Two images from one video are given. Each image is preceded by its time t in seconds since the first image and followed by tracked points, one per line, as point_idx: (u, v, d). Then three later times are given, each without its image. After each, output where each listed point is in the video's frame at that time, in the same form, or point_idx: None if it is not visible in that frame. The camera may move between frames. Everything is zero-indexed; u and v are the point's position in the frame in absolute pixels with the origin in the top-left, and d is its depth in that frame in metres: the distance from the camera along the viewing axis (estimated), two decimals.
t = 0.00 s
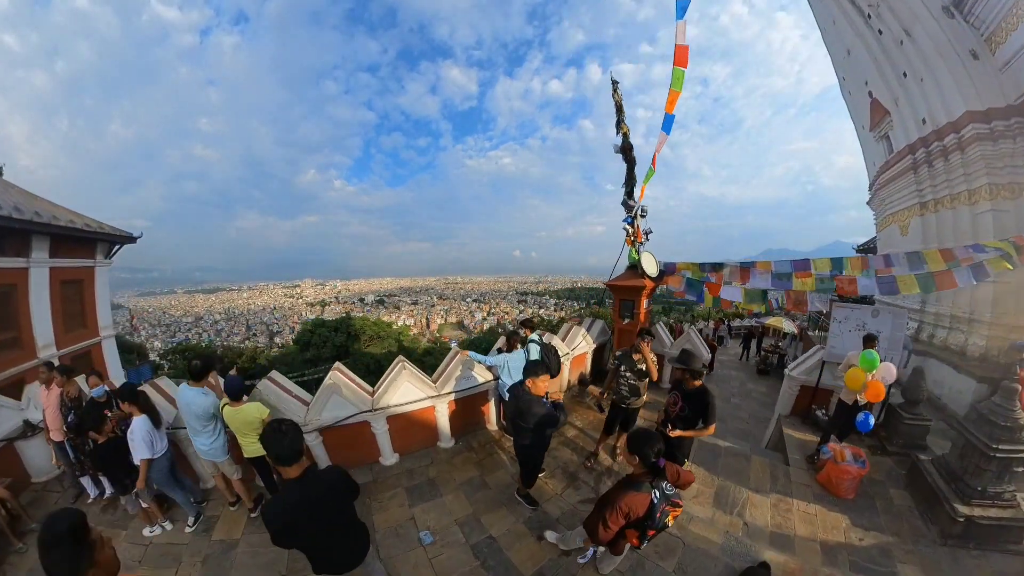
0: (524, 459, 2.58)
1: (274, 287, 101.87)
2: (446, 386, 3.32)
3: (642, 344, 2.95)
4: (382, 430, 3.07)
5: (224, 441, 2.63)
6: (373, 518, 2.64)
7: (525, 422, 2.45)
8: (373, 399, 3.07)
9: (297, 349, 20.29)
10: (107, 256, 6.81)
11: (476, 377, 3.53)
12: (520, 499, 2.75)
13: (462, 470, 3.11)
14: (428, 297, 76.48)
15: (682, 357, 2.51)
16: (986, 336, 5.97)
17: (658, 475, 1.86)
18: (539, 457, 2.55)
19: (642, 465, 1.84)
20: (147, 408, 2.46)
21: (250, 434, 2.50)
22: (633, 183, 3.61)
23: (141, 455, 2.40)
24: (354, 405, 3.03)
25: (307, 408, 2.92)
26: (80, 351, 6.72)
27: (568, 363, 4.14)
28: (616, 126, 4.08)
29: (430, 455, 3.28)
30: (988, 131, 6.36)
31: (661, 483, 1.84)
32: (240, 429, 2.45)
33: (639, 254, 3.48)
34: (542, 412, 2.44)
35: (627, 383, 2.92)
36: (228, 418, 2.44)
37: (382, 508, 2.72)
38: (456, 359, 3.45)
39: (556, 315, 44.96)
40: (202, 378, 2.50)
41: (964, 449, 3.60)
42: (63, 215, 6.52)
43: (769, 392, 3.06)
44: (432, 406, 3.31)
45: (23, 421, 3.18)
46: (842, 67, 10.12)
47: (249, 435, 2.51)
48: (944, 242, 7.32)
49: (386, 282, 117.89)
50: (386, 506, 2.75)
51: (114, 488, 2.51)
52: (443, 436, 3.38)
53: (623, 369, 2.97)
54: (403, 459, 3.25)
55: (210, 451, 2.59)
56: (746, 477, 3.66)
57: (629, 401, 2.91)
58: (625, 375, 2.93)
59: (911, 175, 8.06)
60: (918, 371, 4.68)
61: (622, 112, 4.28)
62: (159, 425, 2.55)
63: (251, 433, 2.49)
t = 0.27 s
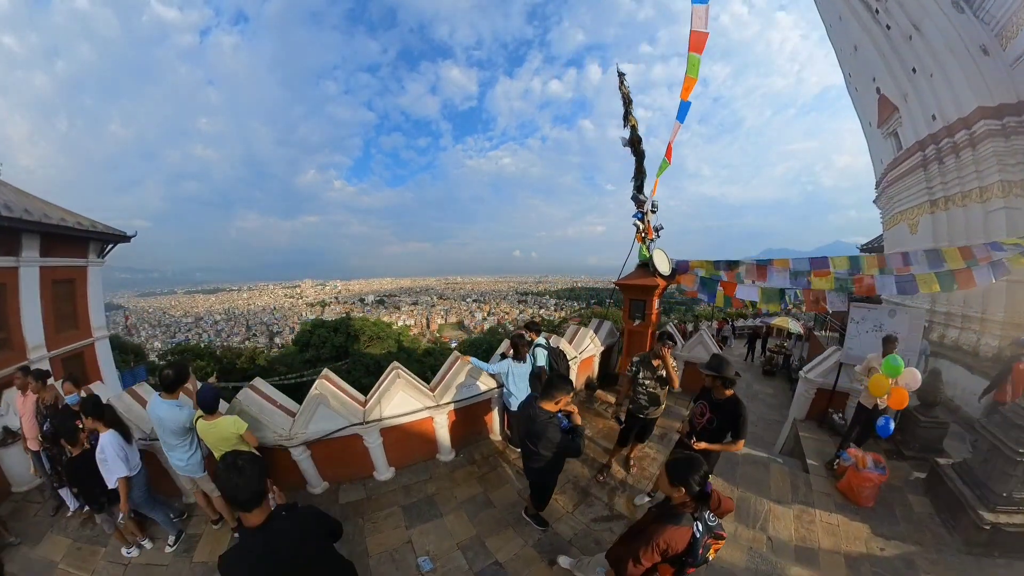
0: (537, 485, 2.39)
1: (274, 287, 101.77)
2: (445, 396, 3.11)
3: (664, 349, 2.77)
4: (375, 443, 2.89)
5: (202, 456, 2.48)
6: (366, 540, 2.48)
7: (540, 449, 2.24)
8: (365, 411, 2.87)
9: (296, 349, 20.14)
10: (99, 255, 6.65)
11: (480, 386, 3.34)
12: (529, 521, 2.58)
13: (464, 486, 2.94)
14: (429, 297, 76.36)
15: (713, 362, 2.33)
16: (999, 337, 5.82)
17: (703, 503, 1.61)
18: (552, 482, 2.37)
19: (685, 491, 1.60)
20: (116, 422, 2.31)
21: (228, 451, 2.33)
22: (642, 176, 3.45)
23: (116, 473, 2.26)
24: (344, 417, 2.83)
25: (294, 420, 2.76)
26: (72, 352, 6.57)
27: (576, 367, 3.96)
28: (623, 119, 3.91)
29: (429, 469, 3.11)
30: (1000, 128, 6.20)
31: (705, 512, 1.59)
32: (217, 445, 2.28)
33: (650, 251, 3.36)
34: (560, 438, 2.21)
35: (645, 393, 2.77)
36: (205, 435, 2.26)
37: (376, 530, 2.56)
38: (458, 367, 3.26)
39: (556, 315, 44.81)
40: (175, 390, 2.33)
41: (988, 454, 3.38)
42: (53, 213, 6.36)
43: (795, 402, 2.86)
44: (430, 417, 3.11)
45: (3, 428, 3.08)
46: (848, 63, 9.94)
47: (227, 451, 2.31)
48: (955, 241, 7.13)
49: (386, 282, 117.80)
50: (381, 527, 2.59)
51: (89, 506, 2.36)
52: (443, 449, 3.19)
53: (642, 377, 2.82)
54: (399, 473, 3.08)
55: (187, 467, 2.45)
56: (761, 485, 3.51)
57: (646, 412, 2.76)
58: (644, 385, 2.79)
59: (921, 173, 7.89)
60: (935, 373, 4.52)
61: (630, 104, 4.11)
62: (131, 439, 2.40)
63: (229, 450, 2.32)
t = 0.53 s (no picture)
0: (553, 516, 2.22)
1: (274, 287, 101.68)
2: (444, 411, 2.91)
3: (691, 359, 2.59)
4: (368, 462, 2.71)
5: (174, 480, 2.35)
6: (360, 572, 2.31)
7: (561, 488, 2.04)
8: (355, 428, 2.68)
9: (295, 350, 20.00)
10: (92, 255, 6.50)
11: (483, 399, 3.18)
12: (539, 546, 2.42)
13: (466, 507, 2.78)
14: (429, 297, 76.23)
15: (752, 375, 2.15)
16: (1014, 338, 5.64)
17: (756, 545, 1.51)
18: (569, 516, 2.20)
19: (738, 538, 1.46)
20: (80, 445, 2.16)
21: (202, 474, 2.16)
22: (654, 171, 3.31)
23: (85, 500, 2.14)
24: (331, 435, 2.63)
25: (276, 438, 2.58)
26: (63, 354, 6.41)
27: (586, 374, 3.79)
28: (631, 112, 3.76)
29: (428, 489, 2.94)
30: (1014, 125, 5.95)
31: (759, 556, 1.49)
32: (190, 468, 2.12)
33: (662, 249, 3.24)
34: (583, 474, 2.02)
35: (666, 406, 2.61)
36: (175, 457, 2.09)
37: (370, 560, 2.39)
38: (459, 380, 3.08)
39: (557, 315, 44.64)
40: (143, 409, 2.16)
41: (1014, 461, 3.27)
42: (43, 212, 6.20)
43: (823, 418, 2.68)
44: (428, 433, 2.91)
45: None
46: (855, 59, 9.76)
47: (199, 473, 2.15)
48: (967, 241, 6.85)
49: (386, 282, 117.68)
50: (376, 555, 2.42)
51: (61, 531, 2.34)
52: (443, 467, 3.02)
53: (663, 389, 2.64)
54: (395, 493, 2.92)
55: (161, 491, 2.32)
56: (776, 496, 3.35)
57: (666, 427, 2.60)
58: (665, 396, 2.62)
59: (932, 171, 7.70)
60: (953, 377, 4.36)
61: (638, 97, 3.95)
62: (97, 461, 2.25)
63: (202, 473, 2.15)
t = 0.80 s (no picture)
0: (571, 554, 1.98)
1: (274, 287, 101.66)
2: (444, 428, 2.74)
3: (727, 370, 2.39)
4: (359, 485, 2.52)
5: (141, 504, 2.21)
6: None
7: (591, 537, 1.78)
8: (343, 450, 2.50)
9: (294, 350, 19.86)
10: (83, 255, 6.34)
11: (487, 412, 2.99)
12: None
13: (472, 531, 2.61)
14: (429, 297, 76.05)
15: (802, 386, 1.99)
16: None
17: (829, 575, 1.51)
18: (591, 554, 1.97)
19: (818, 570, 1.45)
20: (35, 465, 2.04)
21: (173, 501, 2.01)
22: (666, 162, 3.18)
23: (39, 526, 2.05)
24: (315, 457, 2.43)
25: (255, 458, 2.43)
26: (55, 356, 6.25)
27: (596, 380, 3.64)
28: (642, 103, 3.62)
29: (427, 511, 2.77)
30: None
31: None
32: (157, 495, 1.96)
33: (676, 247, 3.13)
34: (619, 521, 1.75)
35: (690, 419, 2.44)
36: (139, 483, 1.94)
37: None
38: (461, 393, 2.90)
39: (557, 315, 44.50)
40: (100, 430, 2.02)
41: None
42: (34, 211, 6.03)
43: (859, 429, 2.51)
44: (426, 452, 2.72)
45: None
46: (862, 56, 9.59)
47: (168, 499, 2.00)
48: (979, 239, 6.69)
49: (386, 283, 117.59)
50: None
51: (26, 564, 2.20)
52: (443, 485, 2.86)
53: (689, 400, 2.46)
54: (391, 515, 2.74)
55: (128, 516, 2.19)
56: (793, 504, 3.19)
57: (691, 441, 2.44)
58: (689, 408, 2.45)
59: (943, 168, 7.53)
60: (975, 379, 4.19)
61: (648, 88, 3.81)
62: (57, 484, 2.15)
63: (173, 500, 1.99)
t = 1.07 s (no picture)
0: None
1: (274, 287, 101.48)
2: (444, 453, 2.50)
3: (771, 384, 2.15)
4: (348, 517, 2.28)
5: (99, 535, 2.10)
6: None
7: None
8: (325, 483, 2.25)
9: (293, 351, 19.67)
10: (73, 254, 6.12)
11: (492, 432, 2.75)
12: None
13: (480, 562, 2.38)
14: (429, 297, 75.87)
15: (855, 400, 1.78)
16: None
17: None
18: None
19: None
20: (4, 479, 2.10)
21: (131, 538, 1.83)
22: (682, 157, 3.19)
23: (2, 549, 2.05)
24: (293, 488, 2.18)
25: (228, 485, 2.15)
26: (44, 359, 6.06)
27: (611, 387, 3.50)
28: (653, 93, 3.49)
29: (428, 539, 2.55)
30: None
31: None
32: (113, 533, 1.80)
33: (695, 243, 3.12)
34: None
35: (725, 435, 2.28)
36: (90, 521, 1.77)
37: None
38: (463, 413, 2.64)
39: (557, 316, 44.31)
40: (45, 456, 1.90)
41: None
42: (23, 209, 5.84)
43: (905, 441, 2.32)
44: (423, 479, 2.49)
45: None
46: (871, 52, 9.40)
47: (125, 537, 1.83)
48: (993, 238, 6.54)
49: (386, 283, 117.40)
50: None
51: None
52: (443, 512, 2.62)
53: (725, 415, 2.26)
54: (386, 544, 2.52)
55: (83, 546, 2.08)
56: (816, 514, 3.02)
57: (725, 458, 2.30)
58: (724, 424, 2.26)
59: (954, 166, 7.34)
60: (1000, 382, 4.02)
61: (659, 79, 3.66)
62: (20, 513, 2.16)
63: (130, 538, 1.82)
